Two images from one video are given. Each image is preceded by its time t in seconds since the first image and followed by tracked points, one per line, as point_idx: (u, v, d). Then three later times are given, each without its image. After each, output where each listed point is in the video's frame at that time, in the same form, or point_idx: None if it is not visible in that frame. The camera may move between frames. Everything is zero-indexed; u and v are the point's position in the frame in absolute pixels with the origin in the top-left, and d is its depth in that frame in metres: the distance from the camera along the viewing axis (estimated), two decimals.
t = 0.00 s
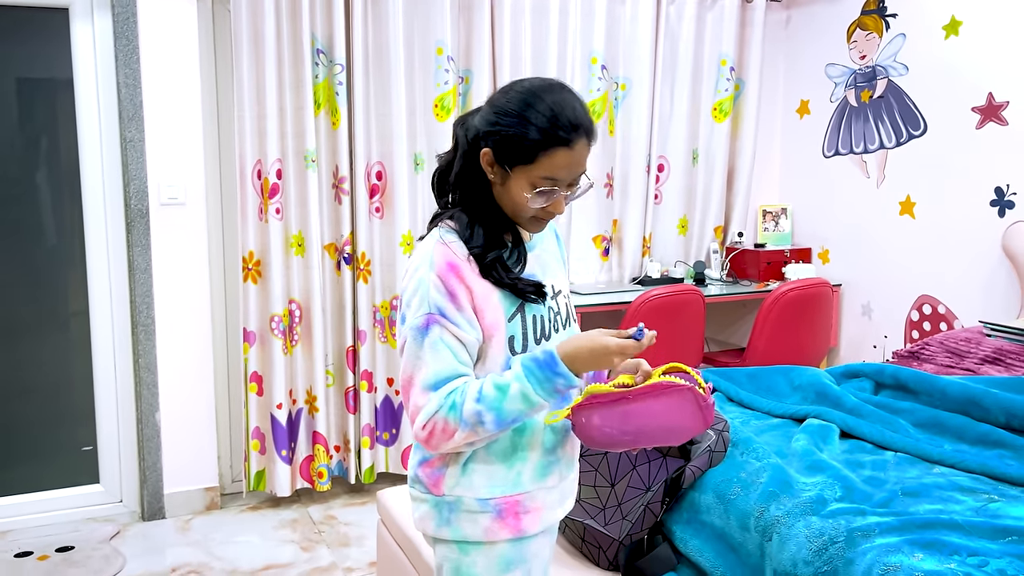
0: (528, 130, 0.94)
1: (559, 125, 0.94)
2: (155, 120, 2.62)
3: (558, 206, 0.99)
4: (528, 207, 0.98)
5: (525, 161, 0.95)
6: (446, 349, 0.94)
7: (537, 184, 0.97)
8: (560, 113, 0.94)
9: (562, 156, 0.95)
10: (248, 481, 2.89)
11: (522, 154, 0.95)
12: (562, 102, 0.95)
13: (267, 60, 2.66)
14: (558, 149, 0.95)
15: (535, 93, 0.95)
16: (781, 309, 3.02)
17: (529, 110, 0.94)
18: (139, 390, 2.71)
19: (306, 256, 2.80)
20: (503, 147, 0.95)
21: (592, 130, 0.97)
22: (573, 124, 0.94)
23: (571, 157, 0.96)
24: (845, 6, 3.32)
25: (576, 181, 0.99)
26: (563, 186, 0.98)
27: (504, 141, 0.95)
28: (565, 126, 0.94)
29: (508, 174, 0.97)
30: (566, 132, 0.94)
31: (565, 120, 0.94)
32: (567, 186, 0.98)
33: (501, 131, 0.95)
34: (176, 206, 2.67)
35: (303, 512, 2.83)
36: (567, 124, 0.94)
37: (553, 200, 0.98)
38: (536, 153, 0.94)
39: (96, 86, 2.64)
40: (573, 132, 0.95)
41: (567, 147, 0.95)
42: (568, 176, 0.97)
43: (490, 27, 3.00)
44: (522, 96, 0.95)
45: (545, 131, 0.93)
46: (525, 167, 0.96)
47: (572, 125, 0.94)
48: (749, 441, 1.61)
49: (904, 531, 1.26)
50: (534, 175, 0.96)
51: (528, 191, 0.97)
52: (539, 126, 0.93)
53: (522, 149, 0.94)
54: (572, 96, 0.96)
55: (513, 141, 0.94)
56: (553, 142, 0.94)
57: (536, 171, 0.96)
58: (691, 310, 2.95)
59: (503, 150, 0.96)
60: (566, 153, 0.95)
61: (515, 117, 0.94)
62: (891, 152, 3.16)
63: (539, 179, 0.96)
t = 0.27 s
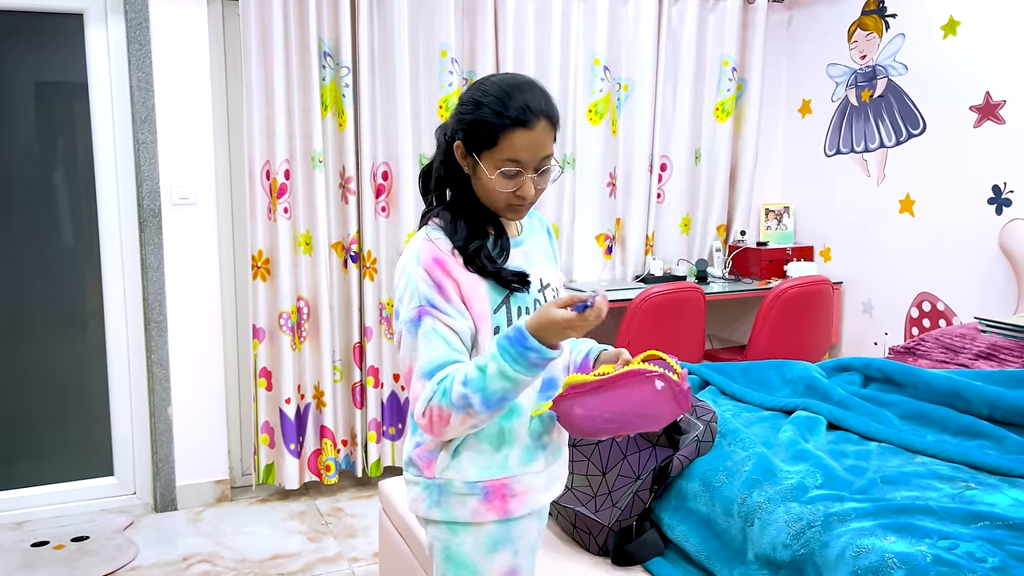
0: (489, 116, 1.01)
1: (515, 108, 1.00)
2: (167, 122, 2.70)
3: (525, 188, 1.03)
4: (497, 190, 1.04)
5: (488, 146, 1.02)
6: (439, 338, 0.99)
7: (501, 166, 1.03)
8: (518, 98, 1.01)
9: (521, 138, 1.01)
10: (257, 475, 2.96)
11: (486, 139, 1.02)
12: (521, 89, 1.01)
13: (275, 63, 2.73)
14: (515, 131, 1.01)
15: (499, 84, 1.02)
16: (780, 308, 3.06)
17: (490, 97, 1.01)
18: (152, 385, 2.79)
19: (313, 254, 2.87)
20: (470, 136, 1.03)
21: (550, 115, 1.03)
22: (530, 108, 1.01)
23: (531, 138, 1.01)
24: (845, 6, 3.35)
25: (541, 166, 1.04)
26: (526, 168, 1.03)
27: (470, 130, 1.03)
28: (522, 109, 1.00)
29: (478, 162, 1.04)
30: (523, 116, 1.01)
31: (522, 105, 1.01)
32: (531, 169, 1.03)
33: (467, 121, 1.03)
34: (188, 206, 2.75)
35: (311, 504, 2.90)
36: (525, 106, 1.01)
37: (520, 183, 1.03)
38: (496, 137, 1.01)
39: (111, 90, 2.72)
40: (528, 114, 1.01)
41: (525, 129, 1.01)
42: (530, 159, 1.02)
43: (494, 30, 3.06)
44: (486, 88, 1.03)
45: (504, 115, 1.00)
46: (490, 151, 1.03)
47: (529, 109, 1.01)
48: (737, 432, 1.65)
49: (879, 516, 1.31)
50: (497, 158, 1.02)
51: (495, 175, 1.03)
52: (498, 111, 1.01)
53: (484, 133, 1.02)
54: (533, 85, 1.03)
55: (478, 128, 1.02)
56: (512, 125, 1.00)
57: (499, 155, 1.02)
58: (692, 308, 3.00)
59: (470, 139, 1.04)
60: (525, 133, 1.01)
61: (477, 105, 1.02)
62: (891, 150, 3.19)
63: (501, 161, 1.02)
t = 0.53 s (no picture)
0: (497, 126, 1.07)
1: (523, 120, 1.06)
2: (181, 123, 2.77)
3: (528, 195, 1.11)
4: (501, 196, 1.10)
5: (495, 155, 1.08)
6: (429, 329, 1.07)
7: (507, 175, 1.09)
8: (524, 110, 1.07)
9: (527, 148, 1.07)
10: (269, 467, 3.03)
11: (492, 148, 1.08)
12: (526, 100, 1.07)
13: (286, 65, 2.80)
14: (522, 142, 1.07)
15: (504, 94, 1.08)
16: (783, 304, 3.10)
17: (496, 108, 1.07)
18: (167, 379, 2.86)
19: (324, 252, 2.93)
20: (476, 143, 1.09)
21: (553, 125, 1.10)
22: (535, 119, 1.07)
23: (536, 148, 1.08)
24: (849, 6, 3.38)
25: (543, 172, 1.11)
26: (530, 176, 1.10)
27: (477, 137, 1.08)
28: (528, 121, 1.07)
29: (483, 168, 1.10)
30: (530, 127, 1.07)
31: (529, 116, 1.07)
32: (534, 176, 1.10)
33: (474, 128, 1.08)
34: (202, 205, 2.82)
35: (322, 497, 2.97)
36: (530, 118, 1.07)
37: (523, 190, 1.10)
38: (504, 146, 1.07)
39: (127, 93, 2.80)
40: (535, 126, 1.07)
41: (531, 140, 1.07)
42: (534, 167, 1.09)
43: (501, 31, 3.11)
44: (492, 97, 1.08)
45: (512, 126, 1.06)
46: (496, 160, 1.08)
47: (534, 120, 1.07)
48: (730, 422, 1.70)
49: (864, 502, 1.35)
50: (504, 167, 1.08)
51: (500, 181, 1.09)
52: (506, 122, 1.06)
53: (492, 143, 1.07)
54: (536, 96, 1.09)
55: (484, 137, 1.07)
56: (519, 136, 1.06)
57: (505, 163, 1.08)
58: (696, 304, 3.04)
59: (475, 145, 1.09)
60: (532, 144, 1.07)
61: (484, 115, 1.07)
62: (894, 149, 3.23)
63: (508, 170, 1.08)
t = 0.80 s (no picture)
0: (514, 130, 1.10)
1: (539, 124, 1.09)
2: (207, 125, 2.83)
3: (542, 196, 1.14)
4: (516, 197, 1.14)
5: (511, 157, 1.11)
6: (450, 320, 1.10)
7: (523, 177, 1.12)
8: (541, 115, 1.10)
9: (543, 152, 1.10)
10: (291, 463, 3.08)
11: (509, 150, 1.11)
12: (543, 105, 1.10)
13: (309, 68, 2.85)
14: (538, 146, 1.10)
15: (522, 98, 1.11)
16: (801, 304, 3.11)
17: (513, 112, 1.10)
18: (193, 376, 2.92)
19: (345, 251, 2.98)
20: (493, 145, 1.12)
21: (569, 129, 1.13)
22: (551, 124, 1.10)
23: (552, 152, 1.11)
24: (869, 5, 3.38)
25: (557, 175, 1.14)
26: (545, 178, 1.13)
27: (494, 140, 1.11)
28: (544, 125, 1.10)
29: (499, 169, 1.13)
30: (546, 131, 1.10)
31: (545, 121, 1.10)
32: (549, 179, 1.13)
33: (491, 131, 1.11)
34: (226, 205, 2.88)
35: (343, 492, 3.02)
36: (545, 122, 1.10)
37: (538, 192, 1.13)
38: (520, 149, 1.10)
39: (154, 96, 2.86)
40: (551, 130, 1.10)
41: (546, 144, 1.10)
42: (549, 170, 1.12)
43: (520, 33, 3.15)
44: (510, 100, 1.11)
45: (529, 130, 1.09)
46: (512, 162, 1.12)
47: (550, 125, 1.10)
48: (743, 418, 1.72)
49: (874, 496, 1.37)
50: (519, 169, 1.12)
51: (515, 183, 1.13)
52: (522, 126, 1.09)
53: (508, 145, 1.10)
54: (553, 100, 1.12)
55: (501, 139, 1.11)
56: (534, 139, 1.10)
57: (521, 166, 1.11)
58: (714, 303, 3.06)
59: (492, 147, 1.12)
60: (547, 149, 1.11)
61: (502, 118, 1.11)
62: (914, 148, 3.22)
63: (523, 172, 1.12)
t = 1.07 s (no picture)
0: (525, 131, 1.11)
1: (550, 126, 1.11)
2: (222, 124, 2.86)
3: (552, 197, 1.16)
4: (527, 197, 1.15)
5: (522, 157, 1.13)
6: (454, 310, 1.12)
7: (533, 177, 1.14)
8: (551, 116, 1.11)
9: (553, 153, 1.12)
10: (306, 458, 3.11)
11: (520, 151, 1.12)
12: (555, 106, 1.12)
13: (322, 67, 2.87)
14: (548, 147, 1.11)
15: (533, 99, 1.12)
16: (812, 305, 3.11)
17: (524, 113, 1.11)
18: (208, 372, 2.96)
19: (359, 249, 3.00)
20: (505, 146, 1.13)
21: (580, 130, 1.14)
22: (562, 125, 1.11)
23: (562, 153, 1.12)
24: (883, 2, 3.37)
25: (567, 176, 1.16)
26: (555, 179, 1.14)
27: (506, 139, 1.13)
28: (555, 127, 1.11)
29: (511, 168, 1.15)
30: (557, 133, 1.11)
31: (556, 122, 1.11)
32: (559, 179, 1.15)
33: (502, 131, 1.13)
34: (241, 202, 2.91)
35: (357, 487, 3.05)
36: (556, 123, 1.11)
37: (548, 193, 1.15)
38: (530, 150, 1.12)
39: (170, 96, 2.89)
40: (562, 132, 1.11)
41: (557, 145, 1.12)
42: (559, 171, 1.14)
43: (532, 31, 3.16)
44: (522, 101, 1.12)
45: (539, 132, 1.11)
46: (524, 163, 1.13)
47: (561, 126, 1.11)
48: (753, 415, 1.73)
49: (883, 492, 1.38)
50: (530, 169, 1.13)
51: (526, 183, 1.14)
52: (533, 127, 1.11)
53: (520, 146, 1.12)
54: (564, 102, 1.13)
55: (512, 140, 1.12)
56: (545, 141, 1.11)
57: (532, 166, 1.13)
58: (726, 300, 3.06)
59: (504, 147, 1.13)
60: (558, 150, 1.12)
61: (513, 119, 1.12)
62: (927, 145, 3.21)
63: (534, 173, 1.13)
